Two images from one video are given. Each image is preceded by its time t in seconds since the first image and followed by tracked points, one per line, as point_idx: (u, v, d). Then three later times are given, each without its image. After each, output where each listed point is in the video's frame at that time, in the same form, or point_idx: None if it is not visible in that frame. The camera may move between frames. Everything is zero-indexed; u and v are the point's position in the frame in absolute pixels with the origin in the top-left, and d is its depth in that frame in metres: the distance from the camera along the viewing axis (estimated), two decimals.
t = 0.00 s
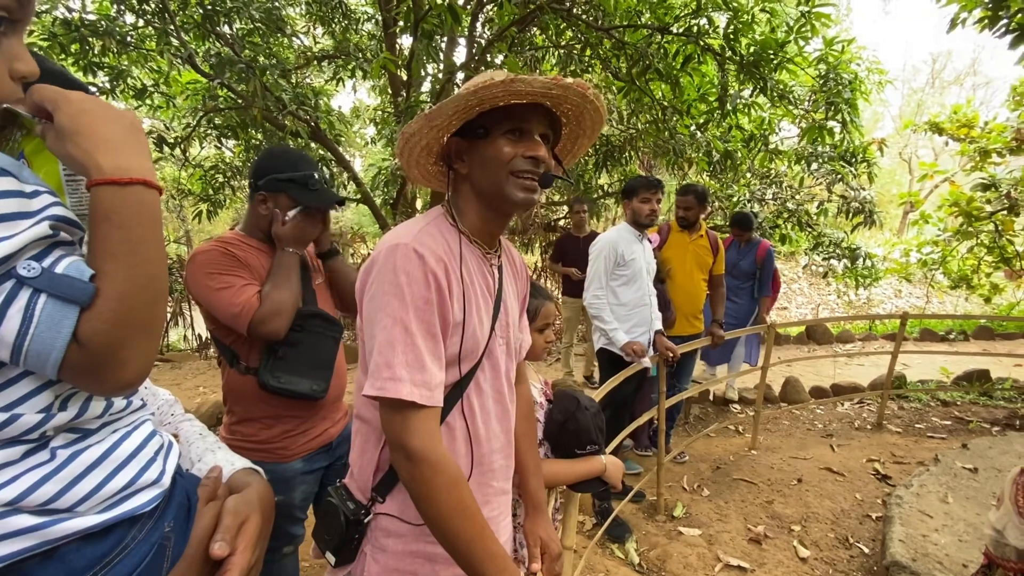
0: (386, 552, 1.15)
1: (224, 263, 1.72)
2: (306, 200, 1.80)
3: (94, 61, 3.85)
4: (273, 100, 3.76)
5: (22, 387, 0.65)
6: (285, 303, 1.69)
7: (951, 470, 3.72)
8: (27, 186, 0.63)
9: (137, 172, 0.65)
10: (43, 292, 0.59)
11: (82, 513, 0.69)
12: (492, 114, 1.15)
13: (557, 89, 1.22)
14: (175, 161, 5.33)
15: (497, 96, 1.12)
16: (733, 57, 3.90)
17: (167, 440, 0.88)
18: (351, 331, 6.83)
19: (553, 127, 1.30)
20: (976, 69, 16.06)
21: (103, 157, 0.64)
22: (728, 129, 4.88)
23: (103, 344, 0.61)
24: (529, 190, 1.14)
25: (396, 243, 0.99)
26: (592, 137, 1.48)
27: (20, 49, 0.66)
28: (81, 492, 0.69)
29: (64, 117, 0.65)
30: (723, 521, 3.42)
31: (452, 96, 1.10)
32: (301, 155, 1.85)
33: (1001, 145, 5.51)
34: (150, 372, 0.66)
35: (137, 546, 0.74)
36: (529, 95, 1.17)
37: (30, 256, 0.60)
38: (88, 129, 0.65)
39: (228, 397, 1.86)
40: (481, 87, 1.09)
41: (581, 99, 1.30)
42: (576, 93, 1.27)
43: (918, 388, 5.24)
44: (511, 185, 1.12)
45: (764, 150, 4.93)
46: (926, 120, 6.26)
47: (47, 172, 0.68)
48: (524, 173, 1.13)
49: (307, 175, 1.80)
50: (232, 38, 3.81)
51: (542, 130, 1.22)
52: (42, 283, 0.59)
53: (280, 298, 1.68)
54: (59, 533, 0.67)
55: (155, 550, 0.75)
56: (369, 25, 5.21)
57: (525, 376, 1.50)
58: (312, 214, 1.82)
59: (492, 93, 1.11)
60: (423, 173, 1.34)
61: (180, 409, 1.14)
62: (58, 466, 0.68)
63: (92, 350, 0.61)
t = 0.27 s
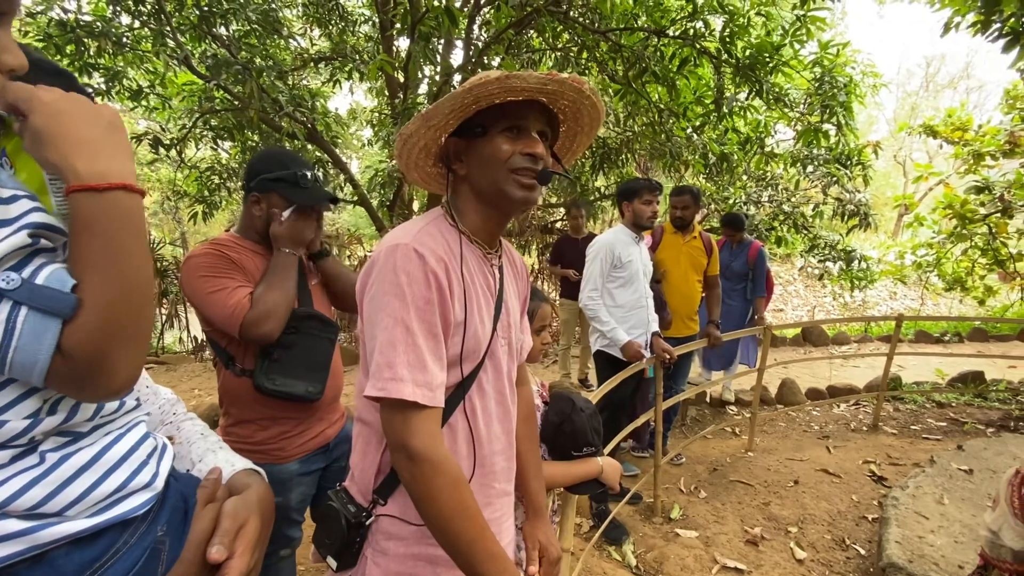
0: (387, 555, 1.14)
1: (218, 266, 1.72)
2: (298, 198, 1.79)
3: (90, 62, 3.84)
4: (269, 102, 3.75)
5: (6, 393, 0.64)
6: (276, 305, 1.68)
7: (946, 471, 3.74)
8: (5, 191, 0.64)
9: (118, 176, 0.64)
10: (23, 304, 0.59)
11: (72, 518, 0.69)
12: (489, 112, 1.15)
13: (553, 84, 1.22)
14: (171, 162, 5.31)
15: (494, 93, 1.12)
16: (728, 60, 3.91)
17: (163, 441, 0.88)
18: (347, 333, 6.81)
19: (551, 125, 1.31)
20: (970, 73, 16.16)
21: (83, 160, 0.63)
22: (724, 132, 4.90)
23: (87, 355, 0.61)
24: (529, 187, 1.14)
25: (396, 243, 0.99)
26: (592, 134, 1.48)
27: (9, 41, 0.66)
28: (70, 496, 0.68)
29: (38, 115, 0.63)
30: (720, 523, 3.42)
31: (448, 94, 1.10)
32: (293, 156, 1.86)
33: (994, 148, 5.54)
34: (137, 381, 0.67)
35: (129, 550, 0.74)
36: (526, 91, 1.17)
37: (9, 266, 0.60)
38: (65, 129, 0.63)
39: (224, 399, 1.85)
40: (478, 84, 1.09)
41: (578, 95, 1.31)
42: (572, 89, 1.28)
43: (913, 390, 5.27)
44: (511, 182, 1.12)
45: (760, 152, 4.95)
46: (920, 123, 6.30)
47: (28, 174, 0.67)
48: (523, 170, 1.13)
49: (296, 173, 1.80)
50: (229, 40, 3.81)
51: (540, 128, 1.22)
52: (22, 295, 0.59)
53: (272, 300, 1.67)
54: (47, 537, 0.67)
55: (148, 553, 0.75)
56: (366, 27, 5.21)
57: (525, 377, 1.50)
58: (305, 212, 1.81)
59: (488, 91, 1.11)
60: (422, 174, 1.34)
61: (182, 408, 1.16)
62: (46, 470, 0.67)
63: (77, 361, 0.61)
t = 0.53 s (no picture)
0: (386, 561, 1.14)
1: (215, 271, 1.71)
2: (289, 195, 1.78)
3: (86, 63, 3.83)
4: (266, 104, 3.75)
5: None
6: (274, 314, 1.69)
7: (942, 473, 3.75)
8: None
9: (62, 189, 0.61)
10: None
11: (44, 539, 0.71)
12: (485, 113, 1.16)
13: (550, 82, 1.22)
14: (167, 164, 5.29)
15: (489, 91, 1.12)
16: (725, 64, 3.93)
17: (151, 453, 0.90)
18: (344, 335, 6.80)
19: (550, 124, 1.30)
20: (963, 77, 16.26)
21: (20, 169, 0.60)
22: (721, 135, 4.91)
23: (31, 385, 0.61)
24: (528, 186, 1.13)
25: (392, 247, 0.99)
26: (591, 133, 1.48)
27: None
28: (41, 517, 0.70)
29: None
30: (717, 526, 3.42)
31: (444, 94, 1.10)
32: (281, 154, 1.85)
33: (989, 152, 5.58)
34: (86, 406, 0.65)
35: (109, 567, 0.75)
36: (522, 89, 1.17)
37: None
38: (5, 136, 0.61)
39: (222, 401, 1.85)
40: (473, 83, 1.10)
41: (576, 93, 1.31)
42: (569, 86, 1.28)
43: (909, 392, 5.28)
44: (509, 182, 1.12)
45: (757, 155, 4.97)
46: (915, 127, 6.33)
47: None
48: (521, 170, 1.13)
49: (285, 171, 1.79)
50: (226, 41, 3.81)
51: (537, 127, 1.22)
52: None
53: (268, 308, 1.68)
54: (17, 559, 0.69)
55: (130, 568, 0.77)
56: (363, 29, 5.21)
57: (526, 381, 1.50)
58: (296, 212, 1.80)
59: (484, 89, 1.11)
60: (421, 178, 1.33)
61: (188, 412, 1.21)
62: (15, 492, 0.69)
63: (21, 391, 0.60)
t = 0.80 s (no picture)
0: (385, 568, 1.14)
1: (211, 275, 1.71)
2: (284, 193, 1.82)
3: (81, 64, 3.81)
4: (263, 105, 3.74)
5: None
6: (265, 322, 1.66)
7: (937, 476, 3.77)
8: None
9: None
10: None
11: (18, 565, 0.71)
12: (483, 114, 1.16)
13: (547, 81, 1.22)
14: (163, 165, 5.27)
15: (486, 92, 1.13)
16: (721, 67, 3.94)
17: (137, 465, 0.89)
18: (340, 337, 6.78)
19: (548, 124, 1.31)
20: (957, 81, 16.38)
21: None
22: (717, 138, 4.93)
23: None
24: (527, 189, 1.14)
25: (390, 255, 0.99)
26: (589, 134, 1.49)
27: None
28: (12, 546, 0.70)
29: None
30: (713, 528, 3.43)
31: (441, 96, 1.11)
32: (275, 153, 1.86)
33: (982, 156, 5.62)
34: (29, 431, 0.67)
35: None
36: (519, 89, 1.18)
37: None
38: None
39: (218, 405, 1.84)
40: (469, 84, 1.10)
41: (574, 92, 1.31)
42: (566, 85, 1.28)
43: (904, 394, 5.31)
44: (508, 185, 1.12)
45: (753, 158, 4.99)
46: (910, 130, 6.37)
47: None
48: (519, 172, 1.13)
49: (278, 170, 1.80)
50: (222, 43, 3.80)
51: (535, 127, 1.22)
52: None
53: (260, 314, 1.66)
54: None
55: None
56: (361, 31, 5.21)
57: (526, 386, 1.50)
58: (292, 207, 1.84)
59: (481, 90, 1.12)
60: (419, 182, 1.33)
61: (192, 417, 1.22)
62: None
63: None
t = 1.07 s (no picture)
0: (379, 571, 1.14)
1: (211, 276, 1.71)
2: (276, 185, 1.81)
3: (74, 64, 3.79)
4: (258, 106, 3.74)
5: None
6: (267, 325, 1.68)
7: (931, 477, 3.80)
8: None
9: None
10: None
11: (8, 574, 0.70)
12: (484, 122, 1.15)
13: (551, 95, 1.22)
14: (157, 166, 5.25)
15: (489, 102, 1.12)
16: (716, 70, 3.96)
17: (126, 467, 0.88)
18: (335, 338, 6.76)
19: (550, 133, 1.31)
20: (950, 84, 16.50)
21: None
22: (712, 140, 4.95)
23: None
24: (524, 200, 1.14)
25: (384, 260, 0.99)
26: (591, 141, 1.49)
27: None
28: None
29: None
30: (709, 530, 3.44)
31: (443, 103, 1.11)
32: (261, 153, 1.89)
33: (975, 159, 5.66)
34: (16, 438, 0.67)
35: None
36: (523, 100, 1.17)
37: None
38: None
39: (211, 407, 1.84)
40: (472, 94, 1.10)
41: (577, 103, 1.31)
42: (571, 98, 1.28)
43: (898, 395, 5.34)
44: (506, 194, 1.13)
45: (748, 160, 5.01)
46: (903, 133, 6.41)
47: None
48: (518, 182, 1.13)
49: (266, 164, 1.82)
50: (217, 43, 3.79)
51: (536, 136, 1.22)
52: None
53: (260, 318, 1.67)
54: None
55: None
56: (357, 33, 5.21)
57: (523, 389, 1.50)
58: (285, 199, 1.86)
59: (484, 100, 1.11)
60: (417, 181, 1.34)
61: (183, 418, 1.22)
62: None
63: None
